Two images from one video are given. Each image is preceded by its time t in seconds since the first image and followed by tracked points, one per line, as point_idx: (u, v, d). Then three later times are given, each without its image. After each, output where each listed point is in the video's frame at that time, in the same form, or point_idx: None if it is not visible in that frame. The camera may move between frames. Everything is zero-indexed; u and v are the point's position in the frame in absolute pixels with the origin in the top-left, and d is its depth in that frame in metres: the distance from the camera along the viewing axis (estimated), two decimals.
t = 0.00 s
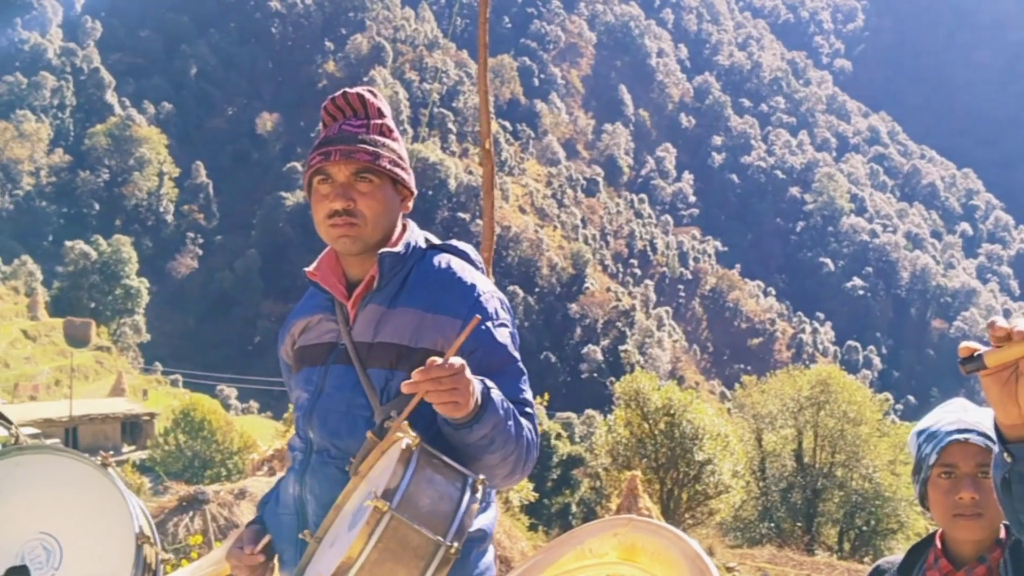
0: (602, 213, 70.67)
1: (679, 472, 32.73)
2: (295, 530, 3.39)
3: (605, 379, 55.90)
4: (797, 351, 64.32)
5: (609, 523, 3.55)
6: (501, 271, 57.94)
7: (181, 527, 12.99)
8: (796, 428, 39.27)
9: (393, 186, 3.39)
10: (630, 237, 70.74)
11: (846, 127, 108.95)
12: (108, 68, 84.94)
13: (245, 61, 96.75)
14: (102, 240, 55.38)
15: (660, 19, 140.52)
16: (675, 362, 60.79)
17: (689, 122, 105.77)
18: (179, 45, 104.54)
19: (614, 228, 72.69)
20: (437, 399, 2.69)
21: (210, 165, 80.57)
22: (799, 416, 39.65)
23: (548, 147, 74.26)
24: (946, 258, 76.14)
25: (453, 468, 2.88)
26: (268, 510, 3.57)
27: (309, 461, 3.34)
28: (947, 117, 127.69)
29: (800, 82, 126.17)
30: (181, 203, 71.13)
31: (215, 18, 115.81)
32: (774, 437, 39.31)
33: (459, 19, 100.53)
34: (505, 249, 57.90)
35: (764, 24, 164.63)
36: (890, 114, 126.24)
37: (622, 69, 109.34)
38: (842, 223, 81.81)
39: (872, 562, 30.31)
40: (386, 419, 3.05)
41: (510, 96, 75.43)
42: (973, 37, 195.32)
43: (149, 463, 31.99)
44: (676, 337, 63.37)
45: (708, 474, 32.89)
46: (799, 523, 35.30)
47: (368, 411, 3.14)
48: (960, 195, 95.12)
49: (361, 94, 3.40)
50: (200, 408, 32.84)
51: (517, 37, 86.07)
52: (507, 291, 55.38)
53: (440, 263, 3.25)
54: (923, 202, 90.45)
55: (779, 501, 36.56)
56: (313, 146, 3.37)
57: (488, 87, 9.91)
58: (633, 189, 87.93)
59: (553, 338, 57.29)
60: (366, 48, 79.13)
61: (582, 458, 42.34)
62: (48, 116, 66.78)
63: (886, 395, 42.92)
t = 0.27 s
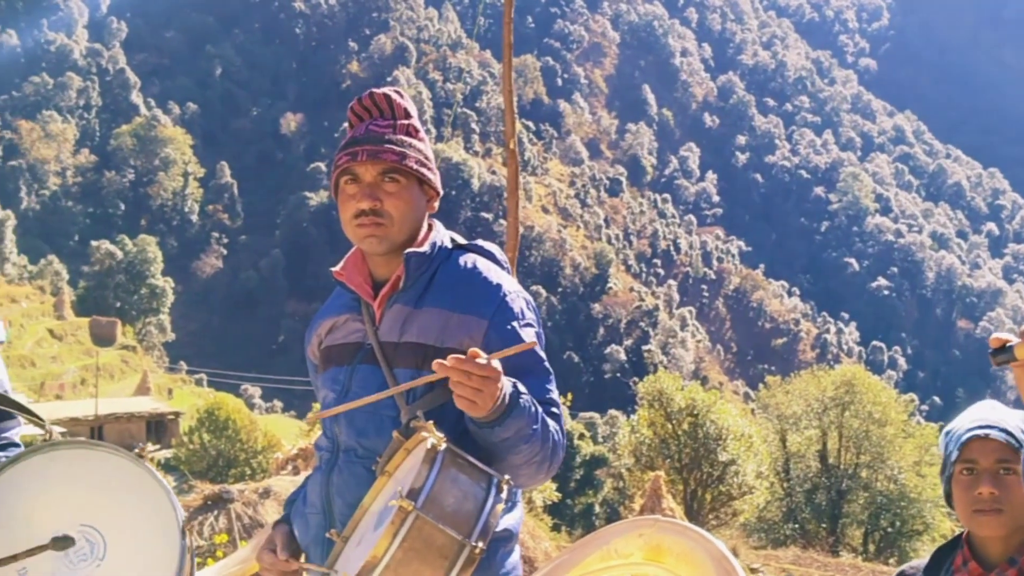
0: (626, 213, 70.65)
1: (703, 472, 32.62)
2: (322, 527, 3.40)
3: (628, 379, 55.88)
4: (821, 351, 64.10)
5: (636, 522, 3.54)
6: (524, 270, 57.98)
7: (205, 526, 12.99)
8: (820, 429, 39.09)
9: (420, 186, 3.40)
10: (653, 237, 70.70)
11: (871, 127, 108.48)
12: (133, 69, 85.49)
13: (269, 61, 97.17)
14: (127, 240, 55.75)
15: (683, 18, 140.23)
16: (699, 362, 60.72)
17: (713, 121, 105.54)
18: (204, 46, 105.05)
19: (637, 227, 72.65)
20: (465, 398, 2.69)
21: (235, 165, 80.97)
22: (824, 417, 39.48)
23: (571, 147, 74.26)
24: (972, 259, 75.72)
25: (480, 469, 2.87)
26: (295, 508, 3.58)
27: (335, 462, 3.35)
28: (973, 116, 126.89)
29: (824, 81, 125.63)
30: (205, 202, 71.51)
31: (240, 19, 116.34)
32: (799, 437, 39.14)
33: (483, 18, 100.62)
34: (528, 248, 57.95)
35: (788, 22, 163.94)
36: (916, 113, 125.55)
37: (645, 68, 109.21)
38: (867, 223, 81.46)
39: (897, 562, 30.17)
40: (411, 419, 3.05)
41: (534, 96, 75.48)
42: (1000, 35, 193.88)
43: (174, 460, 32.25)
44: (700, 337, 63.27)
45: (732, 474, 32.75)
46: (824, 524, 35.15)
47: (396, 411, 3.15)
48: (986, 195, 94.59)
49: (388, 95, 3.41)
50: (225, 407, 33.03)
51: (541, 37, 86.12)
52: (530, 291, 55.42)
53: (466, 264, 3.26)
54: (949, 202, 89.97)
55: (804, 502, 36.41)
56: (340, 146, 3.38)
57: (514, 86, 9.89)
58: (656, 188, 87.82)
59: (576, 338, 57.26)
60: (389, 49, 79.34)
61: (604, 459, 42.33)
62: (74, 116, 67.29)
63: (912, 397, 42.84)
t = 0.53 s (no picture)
0: (645, 213, 70.52)
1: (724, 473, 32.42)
2: (343, 528, 3.41)
3: (648, 380, 55.78)
4: (842, 351, 63.81)
5: (657, 523, 3.53)
6: (544, 270, 57.95)
7: (227, 525, 13.06)
8: (841, 429, 38.86)
9: (441, 187, 3.40)
10: (673, 237, 70.57)
11: (892, 126, 107.97)
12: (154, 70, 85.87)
13: (290, 63, 97.44)
14: (148, 240, 56.01)
15: (704, 18, 139.86)
16: (719, 362, 60.55)
17: (733, 121, 105.24)
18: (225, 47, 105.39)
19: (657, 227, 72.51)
20: (483, 397, 2.69)
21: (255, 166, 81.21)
22: (845, 417, 39.25)
23: (591, 146, 74.17)
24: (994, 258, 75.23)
25: (500, 469, 2.88)
26: (316, 509, 3.58)
27: (357, 462, 3.35)
28: (996, 117, 126.07)
29: (845, 80, 125.02)
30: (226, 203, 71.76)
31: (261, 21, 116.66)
32: (820, 437, 38.91)
33: (502, 19, 100.63)
34: (547, 248, 57.92)
35: (810, 22, 163.23)
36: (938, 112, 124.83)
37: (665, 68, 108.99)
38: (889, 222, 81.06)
39: (920, 563, 30.01)
40: (432, 418, 3.05)
41: (553, 96, 75.48)
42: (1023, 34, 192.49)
43: (196, 460, 32.40)
44: (720, 337, 63.11)
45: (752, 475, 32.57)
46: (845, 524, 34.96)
47: (417, 410, 3.15)
48: (1008, 195, 94.00)
49: (408, 95, 3.41)
50: (246, 407, 33.09)
51: (560, 37, 86.07)
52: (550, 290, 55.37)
53: (486, 262, 3.25)
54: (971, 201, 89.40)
55: (825, 502, 36.21)
56: (360, 147, 3.39)
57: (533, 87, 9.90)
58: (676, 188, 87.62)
59: (596, 338, 57.19)
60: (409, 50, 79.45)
61: (625, 458, 42.27)
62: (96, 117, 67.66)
63: (934, 396, 42.54)
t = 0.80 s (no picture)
0: (670, 210, 70.41)
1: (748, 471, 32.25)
2: (371, 524, 3.42)
3: (672, 376, 55.73)
4: (868, 349, 63.54)
5: (682, 518, 3.55)
6: (568, 267, 57.94)
7: (254, 519, 13.05)
8: (867, 427, 38.57)
9: (467, 183, 3.41)
10: (698, 234, 70.45)
11: (918, 122, 107.43)
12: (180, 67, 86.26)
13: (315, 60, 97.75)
14: (175, 236, 56.30)
15: (728, 14, 139.40)
16: (744, 358, 60.42)
17: (758, 117, 104.96)
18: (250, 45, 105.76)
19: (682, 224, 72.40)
20: (512, 391, 2.69)
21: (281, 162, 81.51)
22: (871, 415, 38.92)
23: (615, 143, 74.08)
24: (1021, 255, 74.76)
25: (529, 463, 2.88)
26: (345, 503, 3.59)
27: (384, 456, 3.37)
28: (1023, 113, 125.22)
29: (871, 76, 124.41)
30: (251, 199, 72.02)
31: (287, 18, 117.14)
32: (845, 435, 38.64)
33: (527, 16, 100.74)
34: (572, 245, 57.94)
35: (835, 17, 162.43)
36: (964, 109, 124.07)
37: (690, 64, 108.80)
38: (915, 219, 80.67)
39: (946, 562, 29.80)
40: (459, 413, 3.07)
41: (578, 92, 75.43)
42: None
43: (222, 456, 32.47)
44: (746, 334, 62.97)
45: (778, 472, 32.38)
46: (870, 523, 34.74)
47: (444, 405, 3.17)
48: None
49: (434, 92, 3.42)
50: (271, 403, 33.05)
51: (585, 33, 86.02)
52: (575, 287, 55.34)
53: (513, 258, 3.26)
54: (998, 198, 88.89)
55: (851, 500, 35.95)
56: (389, 144, 3.40)
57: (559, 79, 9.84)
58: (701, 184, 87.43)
59: (620, 334, 57.14)
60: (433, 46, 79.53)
61: (648, 455, 42.27)
62: (122, 114, 68.06)
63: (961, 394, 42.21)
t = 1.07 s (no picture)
0: (697, 206, 70.19)
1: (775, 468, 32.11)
2: (397, 519, 3.42)
3: (699, 374, 55.64)
4: (896, 346, 63.18)
5: (711, 516, 3.58)
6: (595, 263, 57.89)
7: (282, 514, 13.19)
8: (895, 425, 38.22)
9: (494, 179, 3.38)
10: (725, 231, 70.23)
11: (948, 118, 106.48)
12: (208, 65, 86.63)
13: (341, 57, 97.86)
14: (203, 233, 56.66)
15: (756, 10, 138.57)
16: (771, 356, 60.25)
17: (785, 114, 104.30)
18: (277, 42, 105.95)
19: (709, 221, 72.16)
20: (539, 395, 2.67)
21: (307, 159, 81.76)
22: (899, 413, 38.55)
23: (642, 139, 73.89)
24: None
25: (554, 461, 2.87)
26: (371, 500, 3.58)
27: (412, 453, 3.36)
28: None
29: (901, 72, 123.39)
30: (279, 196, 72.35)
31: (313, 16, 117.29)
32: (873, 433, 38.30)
33: (553, 12, 100.47)
34: (599, 241, 57.87)
35: (864, 13, 161.05)
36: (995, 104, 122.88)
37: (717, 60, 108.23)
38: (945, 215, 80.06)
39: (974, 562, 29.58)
40: (487, 411, 3.06)
41: (604, 89, 75.29)
42: None
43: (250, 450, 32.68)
44: (773, 331, 62.77)
45: (805, 470, 32.22)
46: (898, 521, 34.52)
47: (470, 402, 3.16)
48: None
49: (463, 87, 3.40)
50: (298, 399, 33.25)
51: (612, 29, 85.75)
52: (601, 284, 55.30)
53: (541, 254, 3.24)
54: None
55: (878, 499, 35.69)
56: (415, 139, 3.38)
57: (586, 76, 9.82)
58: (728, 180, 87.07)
59: (646, 331, 57.05)
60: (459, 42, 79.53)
61: (675, 453, 42.11)
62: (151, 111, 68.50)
63: (991, 391, 41.77)
